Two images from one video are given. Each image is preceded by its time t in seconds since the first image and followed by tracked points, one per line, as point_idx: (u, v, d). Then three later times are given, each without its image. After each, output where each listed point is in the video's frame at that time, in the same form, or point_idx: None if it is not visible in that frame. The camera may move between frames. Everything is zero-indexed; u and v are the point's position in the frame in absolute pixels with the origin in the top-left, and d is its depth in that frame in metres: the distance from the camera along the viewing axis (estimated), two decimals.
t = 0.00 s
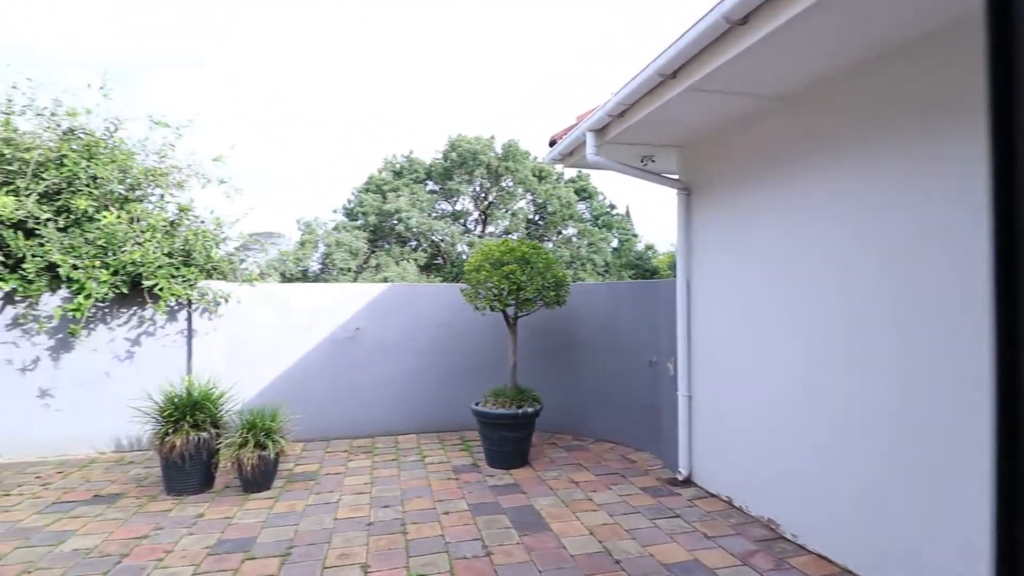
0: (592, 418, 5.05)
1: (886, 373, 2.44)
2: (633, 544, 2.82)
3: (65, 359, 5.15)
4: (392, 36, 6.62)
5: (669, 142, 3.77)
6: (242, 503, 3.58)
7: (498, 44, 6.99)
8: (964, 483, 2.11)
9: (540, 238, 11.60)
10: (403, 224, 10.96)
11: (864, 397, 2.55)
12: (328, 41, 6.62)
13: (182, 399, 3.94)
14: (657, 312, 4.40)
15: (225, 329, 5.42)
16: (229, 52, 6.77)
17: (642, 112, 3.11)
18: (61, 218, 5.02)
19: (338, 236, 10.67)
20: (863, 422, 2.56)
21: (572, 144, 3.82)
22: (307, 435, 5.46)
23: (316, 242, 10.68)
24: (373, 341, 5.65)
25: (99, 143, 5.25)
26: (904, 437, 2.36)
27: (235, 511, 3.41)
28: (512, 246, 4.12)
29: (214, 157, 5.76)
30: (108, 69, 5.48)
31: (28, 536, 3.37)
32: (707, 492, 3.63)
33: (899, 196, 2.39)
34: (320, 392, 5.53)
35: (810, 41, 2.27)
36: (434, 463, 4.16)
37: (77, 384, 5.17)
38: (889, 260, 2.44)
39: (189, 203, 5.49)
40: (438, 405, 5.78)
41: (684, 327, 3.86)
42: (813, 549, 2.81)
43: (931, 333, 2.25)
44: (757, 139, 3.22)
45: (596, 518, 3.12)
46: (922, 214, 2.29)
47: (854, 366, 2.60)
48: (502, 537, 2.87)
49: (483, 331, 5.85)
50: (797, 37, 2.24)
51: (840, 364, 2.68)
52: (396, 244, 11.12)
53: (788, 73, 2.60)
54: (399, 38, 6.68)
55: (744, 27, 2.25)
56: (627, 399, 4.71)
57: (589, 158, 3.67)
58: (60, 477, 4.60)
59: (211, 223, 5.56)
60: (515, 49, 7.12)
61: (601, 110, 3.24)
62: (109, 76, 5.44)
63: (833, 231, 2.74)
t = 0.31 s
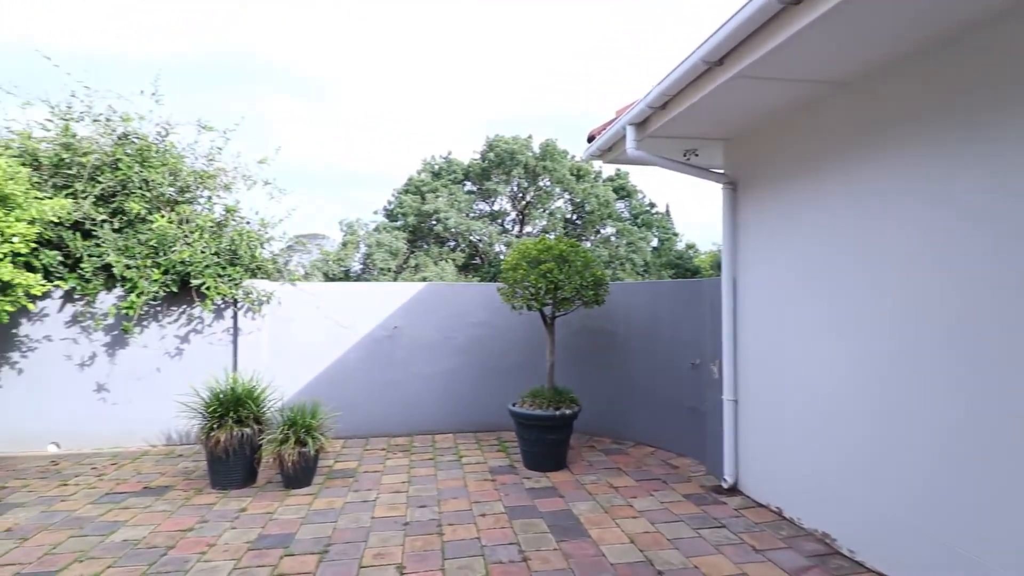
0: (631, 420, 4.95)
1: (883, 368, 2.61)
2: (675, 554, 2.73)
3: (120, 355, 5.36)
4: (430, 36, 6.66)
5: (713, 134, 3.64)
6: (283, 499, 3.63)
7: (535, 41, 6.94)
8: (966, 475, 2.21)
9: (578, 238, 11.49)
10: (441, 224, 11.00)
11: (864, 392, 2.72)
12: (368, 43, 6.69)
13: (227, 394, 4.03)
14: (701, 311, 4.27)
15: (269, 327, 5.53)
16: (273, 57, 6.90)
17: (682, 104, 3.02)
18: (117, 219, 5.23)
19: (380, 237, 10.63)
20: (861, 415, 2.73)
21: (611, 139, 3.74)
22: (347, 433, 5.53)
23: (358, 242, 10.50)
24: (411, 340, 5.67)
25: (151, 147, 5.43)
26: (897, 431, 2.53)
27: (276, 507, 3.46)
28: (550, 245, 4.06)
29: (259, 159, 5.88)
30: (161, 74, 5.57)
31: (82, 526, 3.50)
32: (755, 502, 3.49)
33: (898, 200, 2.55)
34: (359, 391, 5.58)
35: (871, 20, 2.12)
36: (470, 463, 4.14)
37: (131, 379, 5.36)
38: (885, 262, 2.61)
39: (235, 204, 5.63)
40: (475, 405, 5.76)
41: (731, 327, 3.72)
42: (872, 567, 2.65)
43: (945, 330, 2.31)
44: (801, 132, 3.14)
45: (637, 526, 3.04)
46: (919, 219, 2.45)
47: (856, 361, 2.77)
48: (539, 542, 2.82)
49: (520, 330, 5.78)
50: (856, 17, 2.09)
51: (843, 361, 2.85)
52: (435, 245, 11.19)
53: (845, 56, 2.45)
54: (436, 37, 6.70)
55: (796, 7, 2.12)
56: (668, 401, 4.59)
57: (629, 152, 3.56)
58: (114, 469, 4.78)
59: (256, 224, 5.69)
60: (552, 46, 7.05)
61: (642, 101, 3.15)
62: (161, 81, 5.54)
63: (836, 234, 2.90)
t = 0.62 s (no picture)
0: (674, 424, 4.82)
1: (897, 364, 2.71)
2: (722, 566, 2.63)
3: (173, 351, 5.55)
4: (468, 35, 6.65)
5: (763, 124, 3.49)
6: (324, 495, 3.67)
7: (574, 36, 6.84)
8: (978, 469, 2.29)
9: (618, 237, 11.35)
10: (480, 224, 11.00)
11: (875, 383, 2.84)
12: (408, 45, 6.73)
13: (271, 390, 4.10)
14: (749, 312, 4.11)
15: (312, 325, 5.62)
16: (315, 60, 7.02)
17: (731, 91, 2.88)
18: (170, 221, 5.42)
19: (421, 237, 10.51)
20: (873, 408, 2.85)
21: (653, 132, 3.62)
22: (387, 431, 5.58)
23: (399, 244, 10.69)
24: (450, 339, 5.66)
25: (202, 150, 5.60)
26: (907, 424, 2.64)
27: (316, 503, 3.50)
28: (590, 242, 3.99)
29: (303, 162, 5.96)
30: (211, 79, 5.69)
31: (135, 516, 3.62)
32: (809, 514, 3.32)
33: (911, 202, 2.65)
34: (399, 389, 5.62)
35: None
36: (509, 464, 4.10)
37: (183, 374, 5.55)
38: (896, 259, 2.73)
39: (280, 206, 5.74)
40: (514, 405, 5.71)
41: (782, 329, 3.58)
42: None
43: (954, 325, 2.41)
44: (848, 125, 3.05)
45: (681, 535, 2.94)
46: (927, 220, 2.56)
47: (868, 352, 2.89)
48: (578, 547, 2.76)
49: (560, 330, 5.69)
50: None
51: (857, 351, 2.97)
52: (474, 245, 11.21)
53: (908, 36, 2.30)
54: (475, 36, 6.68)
55: None
56: (714, 405, 4.45)
57: (672, 145, 3.45)
58: (166, 461, 4.95)
59: (301, 225, 5.79)
60: (592, 40, 6.94)
61: (686, 91, 3.04)
62: (211, 86, 5.66)
63: (852, 229, 3.02)
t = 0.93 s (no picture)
0: (721, 427, 4.67)
1: (925, 359, 2.78)
2: None
3: (223, 347, 5.71)
4: (509, 35, 6.59)
5: (821, 111, 3.32)
6: (364, 491, 3.69)
7: (616, 36, 6.70)
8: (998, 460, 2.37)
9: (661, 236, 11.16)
10: (520, 224, 10.94)
11: (905, 377, 2.90)
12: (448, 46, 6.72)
13: (314, 386, 4.15)
14: (804, 311, 3.92)
15: (355, 322, 5.70)
16: (357, 62, 7.09)
17: (785, 74, 2.73)
18: (220, 221, 5.58)
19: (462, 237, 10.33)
20: (902, 402, 2.92)
21: (699, 123, 3.48)
22: (428, 429, 5.61)
23: (441, 244, 10.29)
24: (489, 337, 5.63)
25: (250, 152, 5.72)
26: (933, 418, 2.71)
27: (356, 499, 3.52)
28: (632, 239, 3.89)
29: (346, 163, 6.01)
30: (258, 83, 5.82)
31: (184, 506, 3.72)
32: (868, 527, 3.14)
33: (939, 201, 2.71)
34: (439, 387, 5.63)
35: None
36: (548, 465, 4.04)
37: (233, 370, 5.70)
38: (925, 255, 2.79)
39: (324, 207, 5.79)
40: (553, 406, 5.63)
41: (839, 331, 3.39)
42: None
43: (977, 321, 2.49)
44: (901, 115, 2.95)
45: (729, 544, 2.82)
46: (953, 217, 2.63)
47: (903, 345, 2.92)
48: (619, 554, 2.68)
49: (601, 329, 5.58)
50: None
51: (894, 347, 2.98)
52: (515, 245, 11.17)
53: (979, 11, 2.13)
54: (516, 36, 6.62)
55: None
56: (763, 409, 4.29)
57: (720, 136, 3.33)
58: (216, 453, 5.09)
59: (345, 224, 5.83)
60: (634, 40, 6.79)
61: (735, 78, 2.92)
62: (258, 91, 5.79)
63: (887, 225, 3.06)
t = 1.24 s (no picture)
0: (760, 432, 4.53)
1: (983, 362, 2.62)
2: None
3: (260, 344, 5.81)
4: (540, 34, 6.55)
5: (869, 97, 3.17)
6: (394, 489, 3.69)
7: (649, 33, 6.60)
8: None
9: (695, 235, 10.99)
10: (552, 223, 10.85)
11: (960, 379, 2.75)
12: (480, 46, 6.72)
13: (346, 383, 4.15)
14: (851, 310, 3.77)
15: (387, 320, 5.73)
16: (390, 64, 7.14)
17: (831, 60, 2.61)
18: (257, 220, 5.67)
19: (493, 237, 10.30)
20: (957, 406, 2.76)
21: (738, 114, 3.36)
22: (459, 427, 5.61)
23: (472, 244, 10.24)
24: (520, 336, 5.58)
25: (286, 152, 5.79)
26: (989, 423, 2.57)
27: (386, 497, 3.52)
28: (667, 235, 3.79)
29: (379, 162, 6.04)
30: (293, 84, 5.91)
31: (220, 499, 3.78)
32: (919, 539, 2.99)
33: (997, 192, 2.55)
34: (470, 386, 5.62)
35: None
36: (580, 466, 3.97)
37: (269, 366, 5.79)
38: (980, 251, 2.64)
39: (357, 206, 5.83)
40: (585, 406, 5.55)
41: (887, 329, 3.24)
42: None
43: None
44: (955, 101, 2.79)
45: (770, 554, 2.72)
46: (1011, 211, 2.47)
47: (957, 346, 2.77)
48: (653, 560, 2.61)
49: (634, 329, 5.48)
50: None
51: (948, 347, 2.83)
52: (545, 245, 11.09)
53: None
54: (547, 35, 6.58)
55: None
56: (805, 413, 4.14)
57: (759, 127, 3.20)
58: (252, 448, 5.18)
59: (377, 223, 5.86)
60: (667, 36, 6.66)
61: (777, 66, 2.81)
62: (294, 91, 5.87)
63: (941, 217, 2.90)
